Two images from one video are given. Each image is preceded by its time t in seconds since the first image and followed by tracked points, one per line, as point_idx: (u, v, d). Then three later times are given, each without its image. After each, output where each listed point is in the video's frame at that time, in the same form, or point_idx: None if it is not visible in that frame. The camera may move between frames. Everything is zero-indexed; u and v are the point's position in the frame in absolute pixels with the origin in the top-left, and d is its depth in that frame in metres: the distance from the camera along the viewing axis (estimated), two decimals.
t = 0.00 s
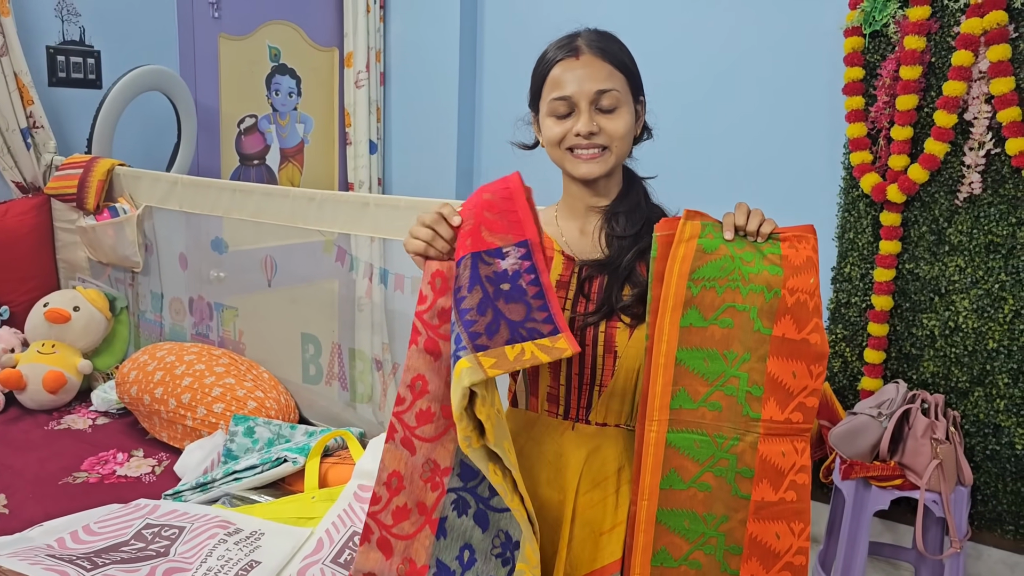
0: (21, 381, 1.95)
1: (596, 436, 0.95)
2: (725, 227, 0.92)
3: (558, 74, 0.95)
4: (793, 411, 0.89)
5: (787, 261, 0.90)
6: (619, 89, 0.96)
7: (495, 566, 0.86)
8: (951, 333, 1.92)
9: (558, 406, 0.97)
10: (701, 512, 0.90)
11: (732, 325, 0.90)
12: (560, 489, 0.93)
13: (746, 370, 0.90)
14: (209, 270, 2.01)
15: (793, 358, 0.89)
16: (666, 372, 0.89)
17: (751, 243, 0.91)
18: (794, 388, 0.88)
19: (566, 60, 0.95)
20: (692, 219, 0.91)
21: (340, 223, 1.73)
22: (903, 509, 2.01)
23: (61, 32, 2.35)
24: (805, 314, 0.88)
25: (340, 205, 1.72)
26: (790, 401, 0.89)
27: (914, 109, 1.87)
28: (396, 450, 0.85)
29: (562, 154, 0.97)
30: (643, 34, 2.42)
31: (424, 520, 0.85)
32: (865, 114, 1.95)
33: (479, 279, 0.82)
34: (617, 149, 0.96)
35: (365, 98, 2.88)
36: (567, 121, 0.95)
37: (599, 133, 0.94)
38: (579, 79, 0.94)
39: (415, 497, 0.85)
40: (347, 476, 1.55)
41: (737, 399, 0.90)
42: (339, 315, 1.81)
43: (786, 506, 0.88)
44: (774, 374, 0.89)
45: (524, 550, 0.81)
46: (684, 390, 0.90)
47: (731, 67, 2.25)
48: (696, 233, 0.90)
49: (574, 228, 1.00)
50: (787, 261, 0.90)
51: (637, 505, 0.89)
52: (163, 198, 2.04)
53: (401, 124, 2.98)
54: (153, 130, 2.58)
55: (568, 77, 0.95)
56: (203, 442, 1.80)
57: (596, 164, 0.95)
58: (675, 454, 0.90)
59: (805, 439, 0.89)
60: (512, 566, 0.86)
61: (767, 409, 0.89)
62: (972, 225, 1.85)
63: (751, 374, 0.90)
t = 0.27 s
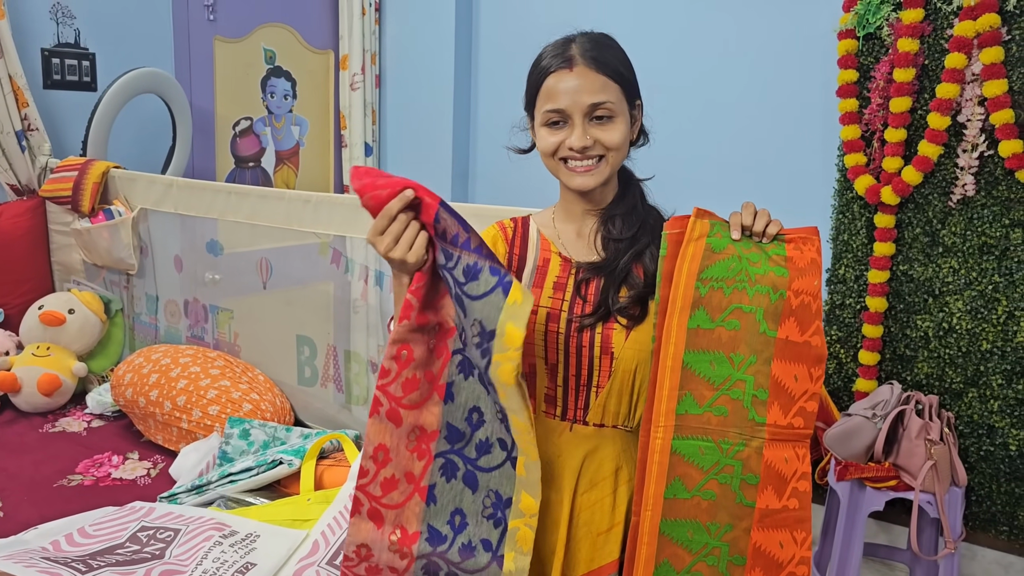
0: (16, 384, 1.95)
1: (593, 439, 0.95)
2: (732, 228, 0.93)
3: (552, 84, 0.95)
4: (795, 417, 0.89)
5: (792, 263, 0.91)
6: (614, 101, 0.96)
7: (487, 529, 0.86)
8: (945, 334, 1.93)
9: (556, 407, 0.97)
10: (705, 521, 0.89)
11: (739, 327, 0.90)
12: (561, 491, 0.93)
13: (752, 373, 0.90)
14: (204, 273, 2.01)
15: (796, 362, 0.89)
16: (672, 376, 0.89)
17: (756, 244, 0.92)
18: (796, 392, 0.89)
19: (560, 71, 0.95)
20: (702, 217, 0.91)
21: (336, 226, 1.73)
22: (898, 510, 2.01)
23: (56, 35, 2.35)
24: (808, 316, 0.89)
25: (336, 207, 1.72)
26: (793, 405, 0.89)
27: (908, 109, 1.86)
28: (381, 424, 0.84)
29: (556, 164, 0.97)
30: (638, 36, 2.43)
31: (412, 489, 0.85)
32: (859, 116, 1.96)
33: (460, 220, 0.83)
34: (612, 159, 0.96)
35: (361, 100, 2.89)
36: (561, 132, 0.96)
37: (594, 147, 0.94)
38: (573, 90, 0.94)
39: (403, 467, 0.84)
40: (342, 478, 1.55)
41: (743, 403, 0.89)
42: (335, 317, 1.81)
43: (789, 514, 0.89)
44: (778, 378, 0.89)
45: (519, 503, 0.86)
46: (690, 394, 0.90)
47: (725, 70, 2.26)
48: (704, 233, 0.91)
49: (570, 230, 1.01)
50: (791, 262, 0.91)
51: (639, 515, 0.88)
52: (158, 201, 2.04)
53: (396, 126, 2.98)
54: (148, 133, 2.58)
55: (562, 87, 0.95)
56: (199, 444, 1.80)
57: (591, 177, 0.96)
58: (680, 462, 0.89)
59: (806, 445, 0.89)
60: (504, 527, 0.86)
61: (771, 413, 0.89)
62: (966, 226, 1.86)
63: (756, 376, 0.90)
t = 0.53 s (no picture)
0: (13, 383, 1.94)
1: (592, 441, 0.95)
2: (727, 233, 0.93)
3: (568, 67, 0.96)
4: (794, 425, 0.87)
5: (789, 268, 0.90)
6: (627, 93, 0.96)
7: (480, 535, 0.87)
8: (944, 333, 1.93)
9: (554, 408, 0.97)
10: (700, 525, 0.90)
11: (733, 333, 0.89)
12: (557, 490, 0.92)
13: (747, 380, 0.89)
14: (202, 272, 2.00)
15: (793, 369, 0.88)
16: (666, 381, 0.89)
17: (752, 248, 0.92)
18: (795, 400, 0.87)
19: (579, 54, 0.96)
20: (695, 223, 0.92)
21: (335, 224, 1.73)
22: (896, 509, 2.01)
23: (54, 33, 2.35)
24: (806, 322, 0.88)
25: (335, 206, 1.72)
26: (791, 413, 0.88)
27: (906, 109, 1.87)
28: (364, 442, 0.83)
29: (560, 148, 0.97)
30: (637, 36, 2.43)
31: (402, 502, 0.85)
32: (858, 116, 1.96)
33: (417, 243, 0.79)
34: (616, 153, 0.96)
35: (359, 100, 2.86)
36: (570, 116, 0.96)
37: (600, 133, 0.94)
38: (588, 75, 0.94)
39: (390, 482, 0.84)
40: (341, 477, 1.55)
41: (738, 409, 0.89)
42: (332, 317, 1.81)
43: (786, 522, 0.87)
44: (775, 385, 0.88)
45: (507, 504, 0.86)
46: (683, 399, 0.90)
47: (724, 68, 2.26)
48: (698, 239, 0.91)
49: (568, 228, 1.01)
50: (788, 268, 0.90)
51: (632, 517, 0.89)
52: (157, 199, 2.04)
53: (395, 126, 2.98)
54: (146, 132, 2.57)
55: (578, 71, 0.95)
56: (197, 443, 1.79)
57: (592, 165, 0.95)
58: (673, 466, 0.89)
59: (807, 453, 0.87)
60: (495, 531, 0.86)
61: (768, 421, 0.88)
62: (965, 226, 1.86)
63: (751, 383, 0.89)
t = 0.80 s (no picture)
0: (10, 384, 1.94)
1: (584, 440, 0.96)
2: (728, 237, 0.94)
3: (573, 75, 0.95)
4: (793, 426, 0.89)
5: (791, 272, 0.90)
6: (632, 104, 0.95)
7: None
8: (942, 337, 1.93)
9: (547, 408, 0.99)
10: (699, 530, 0.90)
11: (735, 338, 0.90)
12: (551, 492, 0.96)
13: (747, 385, 0.90)
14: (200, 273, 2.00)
15: (793, 372, 0.90)
16: (666, 388, 0.89)
17: (754, 252, 0.93)
18: (794, 402, 0.89)
19: (585, 62, 0.95)
20: (696, 228, 0.93)
21: (334, 226, 1.73)
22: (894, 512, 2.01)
23: (53, 34, 2.35)
24: (807, 326, 0.89)
25: (334, 207, 1.71)
26: (789, 415, 0.89)
27: (905, 112, 1.87)
28: None
29: (561, 155, 0.97)
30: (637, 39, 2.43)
31: None
32: (857, 118, 1.96)
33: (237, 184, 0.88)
34: (616, 163, 0.96)
35: (358, 102, 2.82)
36: (572, 124, 0.96)
37: (601, 145, 0.94)
38: (593, 85, 0.94)
39: None
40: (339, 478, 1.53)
41: (738, 414, 0.90)
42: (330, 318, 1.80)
43: (785, 523, 0.89)
44: (774, 389, 0.89)
45: None
46: (685, 405, 0.90)
47: (723, 71, 2.26)
48: (700, 243, 0.92)
49: (566, 229, 1.02)
50: (790, 271, 0.91)
51: (633, 525, 0.89)
52: (155, 201, 2.03)
53: (393, 127, 2.96)
54: (145, 133, 2.57)
55: (582, 80, 0.94)
56: (195, 444, 1.79)
57: (590, 175, 0.96)
58: (674, 472, 0.89)
59: (804, 454, 0.89)
60: None
61: (767, 424, 0.89)
62: (963, 229, 1.86)
63: (752, 388, 0.90)
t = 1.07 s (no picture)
0: (16, 387, 1.94)
1: (582, 447, 0.96)
2: (722, 247, 0.94)
3: (557, 93, 0.95)
4: (791, 437, 0.92)
5: (788, 282, 0.92)
6: (619, 117, 0.94)
7: None
8: (949, 343, 1.92)
9: (547, 414, 0.98)
10: (698, 544, 0.92)
11: (730, 349, 0.91)
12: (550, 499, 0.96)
13: (743, 397, 0.92)
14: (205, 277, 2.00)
15: (792, 384, 0.92)
16: (662, 400, 0.91)
17: (749, 262, 0.93)
18: (792, 413, 0.91)
19: (568, 80, 0.94)
20: (688, 238, 0.92)
21: (339, 230, 1.73)
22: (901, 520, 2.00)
23: (60, 37, 2.35)
24: (804, 337, 0.91)
25: (340, 212, 1.71)
26: (787, 426, 0.92)
27: (913, 118, 1.87)
28: None
29: (554, 173, 0.98)
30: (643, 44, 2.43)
31: None
32: (864, 124, 1.96)
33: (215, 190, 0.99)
34: (608, 177, 0.96)
35: (365, 105, 2.89)
36: (561, 142, 0.96)
37: (589, 163, 0.95)
38: (576, 103, 0.93)
39: None
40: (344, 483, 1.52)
41: (735, 426, 0.92)
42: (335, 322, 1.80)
43: (784, 535, 0.92)
44: (772, 400, 0.92)
45: None
46: (681, 418, 0.92)
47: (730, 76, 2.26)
48: (692, 254, 0.92)
49: (571, 235, 1.01)
50: (788, 283, 0.92)
51: (632, 539, 0.91)
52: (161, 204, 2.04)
53: (399, 131, 2.98)
54: (151, 136, 2.57)
55: (566, 98, 0.94)
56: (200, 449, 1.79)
57: (583, 192, 0.96)
58: (671, 485, 0.91)
59: (802, 465, 0.92)
60: None
61: (765, 436, 0.92)
62: (971, 236, 1.85)
63: (748, 400, 0.92)
